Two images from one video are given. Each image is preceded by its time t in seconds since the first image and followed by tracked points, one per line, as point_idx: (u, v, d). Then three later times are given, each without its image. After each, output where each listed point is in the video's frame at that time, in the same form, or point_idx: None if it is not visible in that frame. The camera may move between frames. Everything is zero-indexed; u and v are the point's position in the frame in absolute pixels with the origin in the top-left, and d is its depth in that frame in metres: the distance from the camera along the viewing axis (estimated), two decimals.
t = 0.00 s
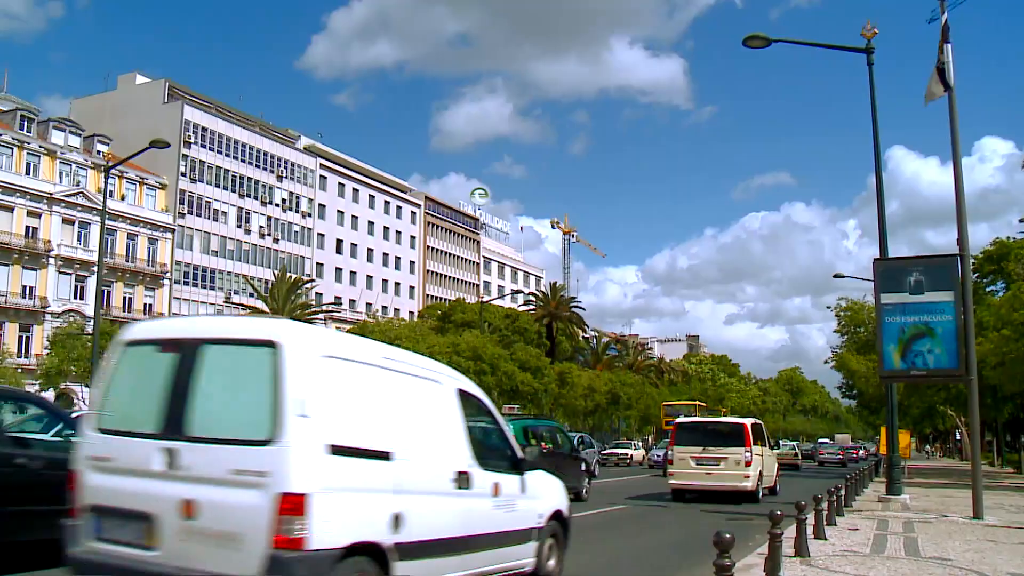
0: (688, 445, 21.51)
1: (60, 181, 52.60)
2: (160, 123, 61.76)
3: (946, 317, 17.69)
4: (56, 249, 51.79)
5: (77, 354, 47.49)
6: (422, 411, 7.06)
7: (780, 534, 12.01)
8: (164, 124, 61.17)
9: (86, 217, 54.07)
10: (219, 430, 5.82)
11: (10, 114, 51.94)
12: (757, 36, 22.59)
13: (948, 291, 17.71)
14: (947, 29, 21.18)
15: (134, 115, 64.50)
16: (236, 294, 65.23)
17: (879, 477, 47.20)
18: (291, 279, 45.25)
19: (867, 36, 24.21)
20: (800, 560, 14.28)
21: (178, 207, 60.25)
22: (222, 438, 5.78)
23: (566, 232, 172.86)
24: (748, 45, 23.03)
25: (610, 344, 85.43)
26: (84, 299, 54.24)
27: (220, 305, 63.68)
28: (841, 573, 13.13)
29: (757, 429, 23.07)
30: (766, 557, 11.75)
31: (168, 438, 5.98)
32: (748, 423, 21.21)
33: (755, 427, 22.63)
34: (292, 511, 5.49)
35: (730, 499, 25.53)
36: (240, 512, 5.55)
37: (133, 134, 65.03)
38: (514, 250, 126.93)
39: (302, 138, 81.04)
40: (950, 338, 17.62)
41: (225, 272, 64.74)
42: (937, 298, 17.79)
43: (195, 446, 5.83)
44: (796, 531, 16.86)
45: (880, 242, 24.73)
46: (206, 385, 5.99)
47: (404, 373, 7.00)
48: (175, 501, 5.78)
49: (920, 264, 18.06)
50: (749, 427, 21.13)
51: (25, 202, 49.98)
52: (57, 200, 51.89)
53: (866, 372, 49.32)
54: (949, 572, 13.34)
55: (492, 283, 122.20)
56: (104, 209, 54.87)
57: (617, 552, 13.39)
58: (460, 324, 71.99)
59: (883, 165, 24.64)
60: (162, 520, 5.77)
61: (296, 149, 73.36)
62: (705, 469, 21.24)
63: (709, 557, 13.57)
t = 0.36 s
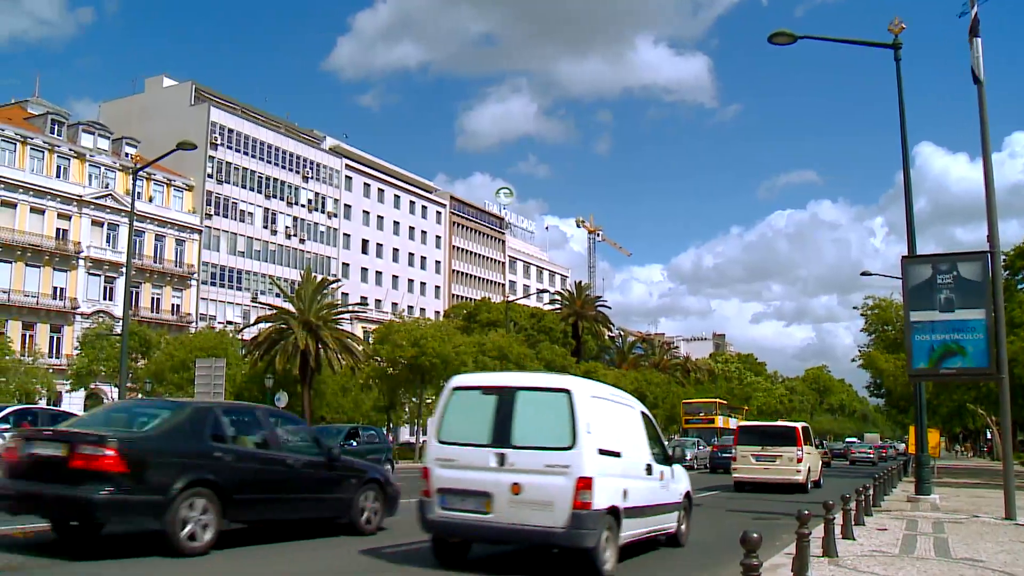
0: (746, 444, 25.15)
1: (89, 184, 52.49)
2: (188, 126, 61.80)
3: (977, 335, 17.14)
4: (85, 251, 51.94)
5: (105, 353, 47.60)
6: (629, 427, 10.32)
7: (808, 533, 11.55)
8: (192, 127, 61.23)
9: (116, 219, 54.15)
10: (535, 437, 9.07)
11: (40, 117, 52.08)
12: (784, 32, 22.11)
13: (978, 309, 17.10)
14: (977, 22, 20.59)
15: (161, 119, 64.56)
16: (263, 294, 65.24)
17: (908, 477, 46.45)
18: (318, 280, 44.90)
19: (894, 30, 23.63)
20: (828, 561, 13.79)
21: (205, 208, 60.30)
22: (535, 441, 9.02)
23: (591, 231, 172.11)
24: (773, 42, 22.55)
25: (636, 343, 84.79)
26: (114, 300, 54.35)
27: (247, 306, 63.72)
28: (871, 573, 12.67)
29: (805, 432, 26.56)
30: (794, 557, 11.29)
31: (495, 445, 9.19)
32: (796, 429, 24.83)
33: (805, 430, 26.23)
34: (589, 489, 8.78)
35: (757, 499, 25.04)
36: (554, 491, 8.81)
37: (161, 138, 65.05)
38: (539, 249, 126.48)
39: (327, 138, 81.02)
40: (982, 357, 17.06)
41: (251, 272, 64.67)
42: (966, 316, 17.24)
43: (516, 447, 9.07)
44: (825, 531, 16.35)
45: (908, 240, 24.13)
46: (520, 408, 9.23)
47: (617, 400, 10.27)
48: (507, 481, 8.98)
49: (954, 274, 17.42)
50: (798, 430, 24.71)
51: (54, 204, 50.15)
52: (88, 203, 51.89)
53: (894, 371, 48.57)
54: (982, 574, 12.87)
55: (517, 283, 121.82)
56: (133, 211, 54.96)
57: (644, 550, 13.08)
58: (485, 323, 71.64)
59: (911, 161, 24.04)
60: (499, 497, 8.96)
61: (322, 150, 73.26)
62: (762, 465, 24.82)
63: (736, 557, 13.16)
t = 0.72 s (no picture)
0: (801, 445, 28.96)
1: (119, 187, 52.60)
2: (218, 130, 61.99)
3: (1011, 355, 17.07)
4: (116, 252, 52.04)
5: (136, 354, 48.46)
6: (733, 433, 14.16)
7: (838, 535, 11.23)
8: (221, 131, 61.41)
9: (146, 222, 54.13)
10: (680, 439, 12.90)
11: (71, 121, 52.36)
12: (811, 28, 21.75)
13: (1014, 329, 17.06)
14: (1009, 16, 20.12)
15: (190, 122, 64.77)
16: (291, 296, 65.17)
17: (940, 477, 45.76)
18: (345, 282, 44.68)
19: (924, 25, 23.19)
20: (858, 562, 13.44)
21: (233, 210, 60.30)
22: (681, 443, 12.83)
23: (617, 231, 171.33)
24: (799, 38, 22.20)
25: (663, 342, 84.21)
26: (144, 302, 54.41)
27: (274, 307, 63.70)
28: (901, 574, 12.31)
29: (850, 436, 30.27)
30: (824, 559, 10.98)
31: (650, 446, 12.95)
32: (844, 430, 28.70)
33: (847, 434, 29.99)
34: (719, 476, 12.57)
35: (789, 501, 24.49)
36: (696, 478, 12.58)
37: (188, 140, 65.27)
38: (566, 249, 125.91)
39: (353, 139, 81.04)
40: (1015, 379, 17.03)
41: (279, 274, 64.74)
42: (1000, 335, 17.17)
43: (664, 447, 12.87)
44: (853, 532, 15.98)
45: (938, 236, 23.67)
46: (667, 419, 13.05)
47: (725, 415, 14.15)
48: (660, 470, 12.76)
49: (987, 292, 17.49)
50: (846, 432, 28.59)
51: (86, 208, 50.34)
52: (118, 206, 52.02)
53: (926, 371, 47.89)
54: None
55: (544, 283, 121.50)
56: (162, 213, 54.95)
57: (680, 553, 12.71)
58: (512, 323, 71.33)
59: (940, 158, 23.60)
60: (654, 483, 12.69)
61: (347, 151, 73.37)
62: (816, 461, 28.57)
63: (763, 557, 12.86)
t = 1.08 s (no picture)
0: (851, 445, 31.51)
1: (147, 190, 52.85)
2: (243, 132, 62.37)
3: None
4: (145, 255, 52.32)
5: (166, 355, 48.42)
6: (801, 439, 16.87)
7: (867, 536, 11.14)
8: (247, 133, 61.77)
9: (174, 224, 54.38)
10: (765, 443, 15.41)
11: (101, 125, 52.85)
12: (840, 26, 21.57)
13: None
14: None
15: (217, 125, 65.15)
16: (318, 297, 65.29)
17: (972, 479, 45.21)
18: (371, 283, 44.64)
19: (954, 21, 22.93)
20: (888, 563, 13.33)
21: (260, 211, 60.70)
22: (764, 446, 15.35)
23: (643, 230, 170.56)
24: (827, 36, 22.01)
25: (690, 342, 83.76)
26: (172, 304, 54.70)
27: (301, 308, 63.89)
28: None
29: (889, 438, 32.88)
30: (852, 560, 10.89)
31: (741, 448, 15.48)
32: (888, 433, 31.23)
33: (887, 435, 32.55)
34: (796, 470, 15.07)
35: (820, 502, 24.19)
36: (777, 471, 15.11)
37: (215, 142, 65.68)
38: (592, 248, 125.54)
39: (379, 141, 81.28)
40: None
41: (306, 274, 65.09)
42: None
43: (751, 449, 15.39)
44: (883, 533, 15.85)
45: (969, 234, 23.41)
46: (753, 426, 15.58)
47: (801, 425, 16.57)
48: (749, 467, 15.30)
49: (1021, 309, 17.25)
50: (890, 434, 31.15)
51: (115, 211, 50.73)
52: (146, 208, 52.29)
53: (956, 370, 47.33)
54: None
55: (570, 283, 121.23)
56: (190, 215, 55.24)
57: (712, 556, 12.51)
58: (539, 323, 71.12)
59: (971, 155, 23.33)
60: (744, 476, 15.23)
61: (373, 152, 73.63)
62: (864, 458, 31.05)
63: (792, 557, 12.82)
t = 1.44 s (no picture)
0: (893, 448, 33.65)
1: (172, 192, 53.47)
2: (265, 133, 63.00)
3: None
4: (170, 257, 52.87)
5: (191, 355, 48.96)
6: (858, 439, 20.20)
7: (894, 537, 11.26)
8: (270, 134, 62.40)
9: (199, 225, 54.95)
10: (828, 445, 18.87)
11: (127, 128, 53.53)
12: (866, 23, 21.58)
13: None
14: None
15: (241, 127, 65.71)
16: (342, 297, 65.79)
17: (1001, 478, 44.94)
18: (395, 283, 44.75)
19: (981, 17, 22.84)
20: (916, 564, 13.45)
21: (284, 213, 61.21)
22: (827, 447, 18.79)
23: (667, 230, 170.19)
24: (853, 32, 22.03)
25: (715, 342, 83.63)
26: (197, 304, 55.22)
27: (325, 309, 64.30)
28: None
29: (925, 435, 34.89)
30: (880, 562, 11.04)
31: (807, 448, 18.93)
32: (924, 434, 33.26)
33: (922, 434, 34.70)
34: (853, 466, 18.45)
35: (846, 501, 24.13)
36: (837, 468, 18.54)
37: (239, 144, 66.30)
38: (616, 248, 125.44)
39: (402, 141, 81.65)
40: None
41: (330, 275, 65.63)
42: None
43: (817, 449, 18.84)
44: (911, 534, 15.91)
45: (996, 231, 23.35)
46: (818, 431, 19.03)
47: (853, 431, 20.05)
48: (814, 463, 18.73)
49: None
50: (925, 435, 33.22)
51: (141, 212, 51.36)
52: (171, 210, 52.87)
53: (984, 370, 47.05)
54: None
55: (593, 283, 121.17)
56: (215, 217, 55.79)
57: (730, 556, 12.63)
58: (563, 323, 71.23)
59: (998, 152, 23.25)
60: (811, 470, 18.61)
61: (396, 153, 74.09)
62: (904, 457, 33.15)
63: (819, 558, 12.95)
